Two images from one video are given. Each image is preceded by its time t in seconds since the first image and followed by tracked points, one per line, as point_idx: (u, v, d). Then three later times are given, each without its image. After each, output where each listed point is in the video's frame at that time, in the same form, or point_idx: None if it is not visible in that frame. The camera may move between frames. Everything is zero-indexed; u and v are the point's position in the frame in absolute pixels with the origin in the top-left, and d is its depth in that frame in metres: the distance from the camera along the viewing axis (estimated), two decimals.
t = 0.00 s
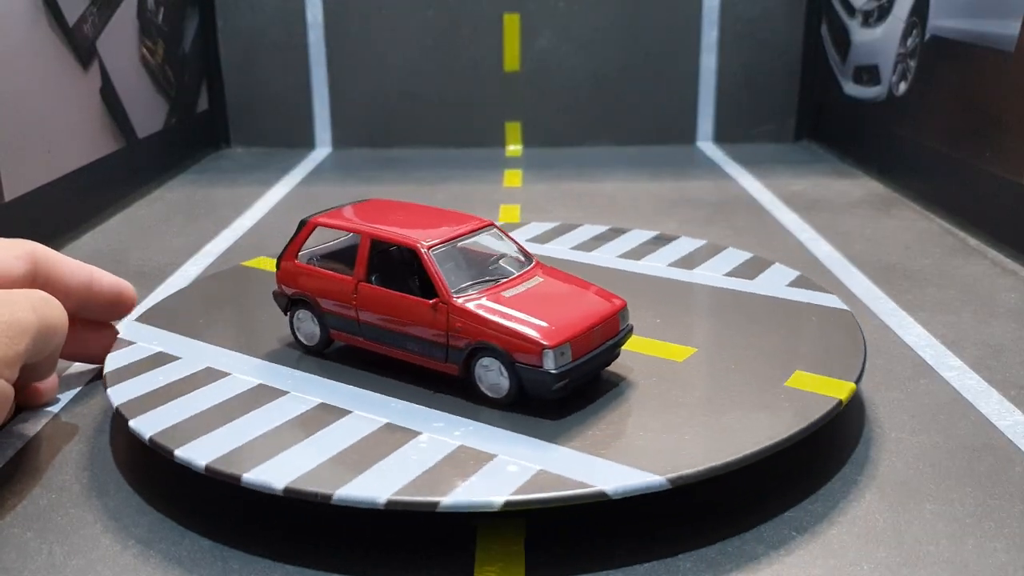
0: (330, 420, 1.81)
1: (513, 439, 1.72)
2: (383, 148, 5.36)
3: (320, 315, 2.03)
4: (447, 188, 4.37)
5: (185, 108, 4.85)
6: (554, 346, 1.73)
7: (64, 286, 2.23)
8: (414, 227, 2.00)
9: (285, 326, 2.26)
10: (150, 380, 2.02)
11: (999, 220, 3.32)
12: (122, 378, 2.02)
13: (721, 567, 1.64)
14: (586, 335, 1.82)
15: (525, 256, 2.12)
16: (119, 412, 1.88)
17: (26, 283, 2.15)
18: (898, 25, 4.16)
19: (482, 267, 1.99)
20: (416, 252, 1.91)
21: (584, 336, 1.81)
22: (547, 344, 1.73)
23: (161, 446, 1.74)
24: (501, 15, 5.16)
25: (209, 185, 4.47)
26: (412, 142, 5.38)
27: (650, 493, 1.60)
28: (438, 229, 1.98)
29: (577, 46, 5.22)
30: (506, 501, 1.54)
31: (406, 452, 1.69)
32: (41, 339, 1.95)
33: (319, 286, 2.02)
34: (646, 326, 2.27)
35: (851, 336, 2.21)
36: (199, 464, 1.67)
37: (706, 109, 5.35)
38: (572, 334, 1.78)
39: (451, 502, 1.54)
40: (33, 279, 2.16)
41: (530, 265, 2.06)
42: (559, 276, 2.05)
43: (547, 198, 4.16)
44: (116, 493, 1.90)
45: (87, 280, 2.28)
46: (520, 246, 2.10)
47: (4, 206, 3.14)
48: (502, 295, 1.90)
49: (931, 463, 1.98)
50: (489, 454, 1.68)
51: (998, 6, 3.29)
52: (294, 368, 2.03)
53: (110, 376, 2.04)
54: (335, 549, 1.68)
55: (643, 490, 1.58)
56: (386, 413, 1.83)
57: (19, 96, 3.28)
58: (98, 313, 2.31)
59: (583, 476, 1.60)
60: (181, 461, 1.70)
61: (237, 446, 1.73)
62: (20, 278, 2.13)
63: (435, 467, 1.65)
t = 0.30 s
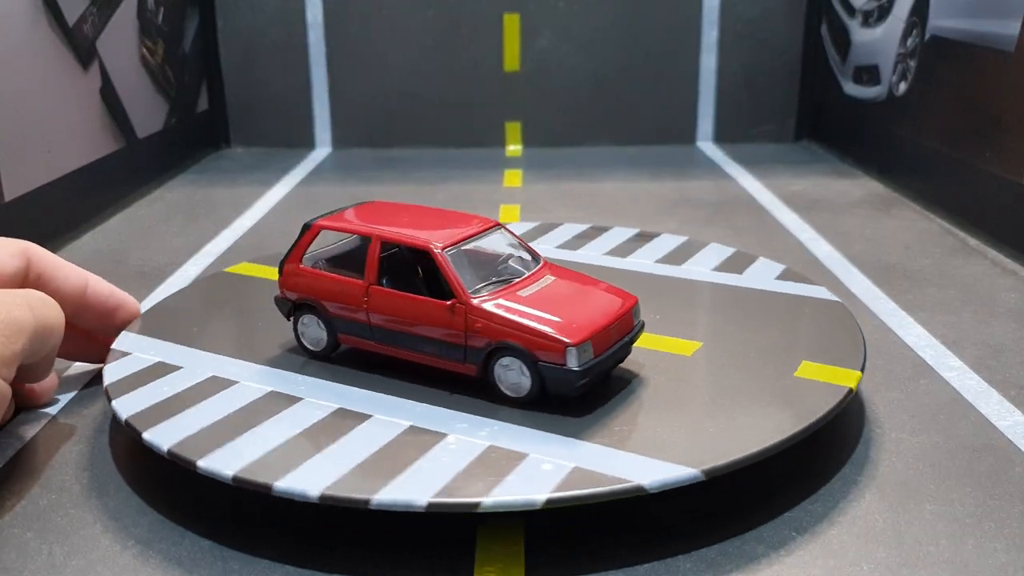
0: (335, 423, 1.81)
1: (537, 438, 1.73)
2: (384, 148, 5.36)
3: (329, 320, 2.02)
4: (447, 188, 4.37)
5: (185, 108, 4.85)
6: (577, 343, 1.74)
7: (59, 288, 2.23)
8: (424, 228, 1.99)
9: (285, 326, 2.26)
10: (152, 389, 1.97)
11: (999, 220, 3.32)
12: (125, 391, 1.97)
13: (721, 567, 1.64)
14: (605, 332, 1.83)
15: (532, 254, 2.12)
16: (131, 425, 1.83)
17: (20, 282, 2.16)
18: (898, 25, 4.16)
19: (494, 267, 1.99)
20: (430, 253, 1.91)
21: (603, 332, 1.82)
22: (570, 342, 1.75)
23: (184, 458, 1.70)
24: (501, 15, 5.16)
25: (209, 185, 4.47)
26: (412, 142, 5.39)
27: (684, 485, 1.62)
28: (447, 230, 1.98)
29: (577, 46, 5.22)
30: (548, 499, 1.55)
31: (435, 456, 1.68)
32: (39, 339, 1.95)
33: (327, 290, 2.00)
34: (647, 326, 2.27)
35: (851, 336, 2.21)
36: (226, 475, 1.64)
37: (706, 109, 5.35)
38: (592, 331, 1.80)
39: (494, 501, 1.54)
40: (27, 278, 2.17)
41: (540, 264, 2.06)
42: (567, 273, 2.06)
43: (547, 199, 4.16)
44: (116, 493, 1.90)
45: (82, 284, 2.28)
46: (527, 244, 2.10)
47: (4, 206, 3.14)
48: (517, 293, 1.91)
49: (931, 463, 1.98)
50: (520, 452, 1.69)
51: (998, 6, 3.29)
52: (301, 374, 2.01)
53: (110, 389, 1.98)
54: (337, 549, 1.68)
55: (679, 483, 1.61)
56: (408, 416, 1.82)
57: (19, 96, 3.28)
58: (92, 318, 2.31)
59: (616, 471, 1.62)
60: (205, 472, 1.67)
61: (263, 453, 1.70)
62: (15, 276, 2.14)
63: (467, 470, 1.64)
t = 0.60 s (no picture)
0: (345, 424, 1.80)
1: (571, 434, 1.75)
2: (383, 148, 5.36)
3: (343, 325, 1.99)
4: (447, 188, 4.37)
5: (185, 108, 4.85)
6: (608, 339, 1.77)
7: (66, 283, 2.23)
8: (438, 229, 1.99)
9: (286, 326, 2.26)
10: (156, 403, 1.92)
11: (999, 220, 3.32)
12: (134, 409, 1.90)
13: (720, 567, 1.64)
14: (629, 327, 1.87)
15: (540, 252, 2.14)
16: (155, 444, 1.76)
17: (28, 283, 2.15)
18: (898, 25, 4.16)
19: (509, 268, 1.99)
20: (451, 254, 1.90)
21: (628, 328, 1.85)
22: (602, 339, 1.77)
23: (223, 472, 1.66)
24: (501, 15, 5.16)
25: (209, 185, 4.47)
26: (412, 142, 5.39)
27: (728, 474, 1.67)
28: (461, 231, 1.98)
29: (577, 46, 5.22)
30: (604, 493, 1.57)
31: (475, 460, 1.67)
32: (39, 339, 1.95)
33: (341, 295, 1.97)
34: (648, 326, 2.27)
35: (851, 336, 2.21)
36: (271, 487, 1.61)
37: (706, 109, 5.35)
38: (620, 326, 1.83)
39: (552, 499, 1.55)
40: (34, 279, 2.17)
41: (551, 261, 2.08)
42: (576, 270, 2.08)
43: (548, 198, 4.15)
44: (116, 493, 1.90)
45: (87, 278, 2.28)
46: (534, 242, 2.11)
47: (4, 207, 3.14)
48: (537, 291, 1.93)
49: (931, 463, 1.98)
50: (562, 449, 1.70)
51: (998, 6, 3.29)
52: (312, 378, 1.98)
53: (118, 406, 1.91)
54: (338, 549, 1.68)
55: (725, 471, 1.66)
56: (440, 419, 1.81)
57: (19, 96, 3.28)
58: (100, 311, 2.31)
59: (661, 463, 1.65)
60: (247, 486, 1.63)
61: (304, 460, 1.68)
62: (22, 279, 2.13)
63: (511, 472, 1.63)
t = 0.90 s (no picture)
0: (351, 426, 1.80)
1: (600, 429, 1.77)
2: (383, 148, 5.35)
3: (357, 329, 1.97)
4: (447, 188, 4.37)
5: (185, 108, 4.85)
6: (634, 334, 1.80)
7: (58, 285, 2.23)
8: (452, 229, 1.98)
9: (286, 326, 2.26)
10: (159, 407, 1.90)
11: (999, 220, 3.32)
12: (149, 423, 1.84)
13: (720, 567, 1.64)
14: (649, 322, 1.90)
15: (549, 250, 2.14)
16: (184, 458, 1.71)
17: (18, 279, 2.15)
18: (899, 25, 4.16)
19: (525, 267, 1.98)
20: (471, 254, 1.90)
21: (649, 322, 1.89)
22: (628, 334, 1.80)
23: (261, 483, 1.62)
24: (501, 15, 5.16)
25: (208, 185, 4.46)
26: (412, 142, 5.38)
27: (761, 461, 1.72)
28: (475, 232, 1.97)
29: (577, 45, 5.22)
30: (651, 485, 1.59)
31: (514, 461, 1.67)
32: (38, 339, 1.95)
33: (355, 299, 1.95)
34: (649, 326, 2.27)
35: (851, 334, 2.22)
36: (313, 496, 1.58)
37: (706, 109, 5.35)
38: (642, 321, 1.86)
39: (603, 493, 1.57)
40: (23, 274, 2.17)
41: (561, 258, 2.09)
42: (584, 266, 2.10)
43: (549, 198, 4.15)
44: (116, 493, 1.90)
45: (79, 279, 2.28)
46: (543, 239, 2.11)
47: (3, 207, 3.14)
48: (557, 287, 1.95)
49: (931, 463, 1.98)
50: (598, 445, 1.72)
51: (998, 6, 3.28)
52: (327, 384, 1.96)
53: (128, 420, 1.85)
54: (340, 549, 1.68)
55: (760, 459, 1.70)
56: (469, 420, 1.81)
57: (19, 96, 3.28)
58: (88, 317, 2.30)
59: (698, 453, 1.69)
60: (286, 496, 1.60)
61: (340, 467, 1.66)
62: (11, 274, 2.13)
63: (555, 469, 1.64)
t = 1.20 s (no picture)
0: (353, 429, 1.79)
1: (618, 426, 1.78)
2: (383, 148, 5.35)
3: (367, 332, 1.95)
4: (448, 187, 4.36)
5: (185, 107, 4.85)
6: (650, 330, 1.82)
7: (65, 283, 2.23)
8: (461, 229, 1.96)
9: (286, 325, 2.26)
10: (160, 410, 1.89)
11: (1000, 220, 3.32)
12: (161, 433, 1.81)
13: (720, 567, 1.64)
14: (661, 318, 1.92)
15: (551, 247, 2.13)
16: (206, 467, 1.69)
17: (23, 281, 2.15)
18: (899, 24, 4.16)
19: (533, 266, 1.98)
20: (484, 254, 1.89)
21: (662, 318, 1.91)
22: (645, 330, 1.82)
23: (290, 490, 1.61)
24: (501, 15, 5.15)
25: (208, 185, 4.46)
26: (412, 141, 5.38)
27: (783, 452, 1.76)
28: (484, 232, 1.95)
29: (578, 45, 5.22)
30: (683, 479, 1.62)
31: (542, 461, 1.67)
32: (38, 338, 1.95)
33: (366, 302, 1.93)
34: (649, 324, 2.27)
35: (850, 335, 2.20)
36: (346, 501, 1.57)
37: (706, 108, 5.34)
38: (657, 317, 1.88)
39: (638, 488, 1.59)
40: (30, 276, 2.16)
41: (567, 255, 2.09)
42: (588, 263, 2.11)
43: (549, 198, 4.15)
44: (116, 493, 1.90)
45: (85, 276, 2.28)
46: (546, 236, 2.11)
47: (3, 207, 3.14)
48: (570, 284, 1.95)
49: (932, 463, 1.98)
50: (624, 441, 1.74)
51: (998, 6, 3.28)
52: (336, 386, 1.95)
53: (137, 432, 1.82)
54: (339, 549, 1.68)
55: (781, 451, 1.74)
56: (489, 419, 1.82)
57: (19, 96, 3.28)
58: (98, 310, 2.32)
59: (722, 447, 1.72)
60: (317, 502, 1.59)
61: (368, 471, 1.65)
62: (17, 277, 2.13)
63: (586, 467, 1.65)
